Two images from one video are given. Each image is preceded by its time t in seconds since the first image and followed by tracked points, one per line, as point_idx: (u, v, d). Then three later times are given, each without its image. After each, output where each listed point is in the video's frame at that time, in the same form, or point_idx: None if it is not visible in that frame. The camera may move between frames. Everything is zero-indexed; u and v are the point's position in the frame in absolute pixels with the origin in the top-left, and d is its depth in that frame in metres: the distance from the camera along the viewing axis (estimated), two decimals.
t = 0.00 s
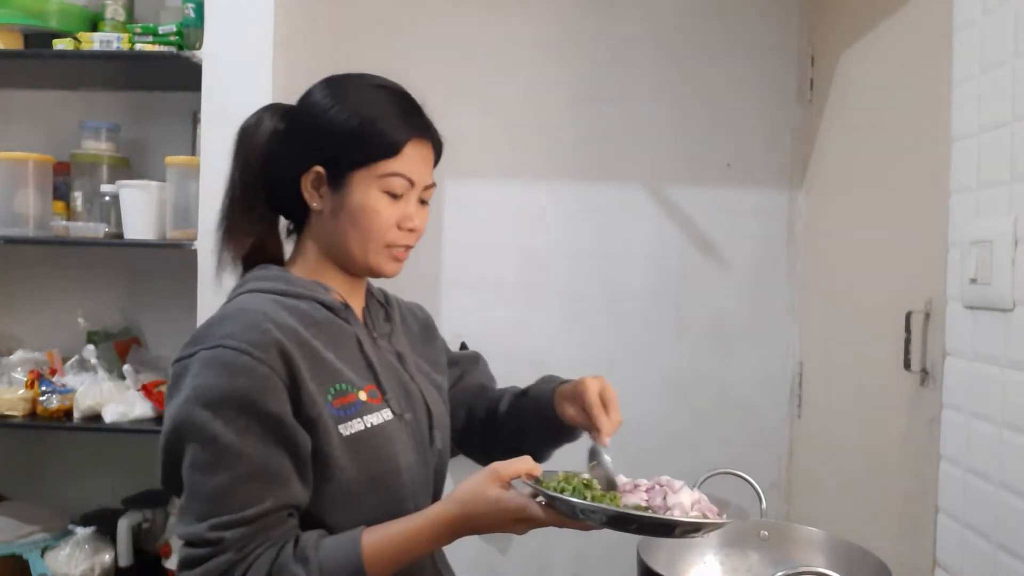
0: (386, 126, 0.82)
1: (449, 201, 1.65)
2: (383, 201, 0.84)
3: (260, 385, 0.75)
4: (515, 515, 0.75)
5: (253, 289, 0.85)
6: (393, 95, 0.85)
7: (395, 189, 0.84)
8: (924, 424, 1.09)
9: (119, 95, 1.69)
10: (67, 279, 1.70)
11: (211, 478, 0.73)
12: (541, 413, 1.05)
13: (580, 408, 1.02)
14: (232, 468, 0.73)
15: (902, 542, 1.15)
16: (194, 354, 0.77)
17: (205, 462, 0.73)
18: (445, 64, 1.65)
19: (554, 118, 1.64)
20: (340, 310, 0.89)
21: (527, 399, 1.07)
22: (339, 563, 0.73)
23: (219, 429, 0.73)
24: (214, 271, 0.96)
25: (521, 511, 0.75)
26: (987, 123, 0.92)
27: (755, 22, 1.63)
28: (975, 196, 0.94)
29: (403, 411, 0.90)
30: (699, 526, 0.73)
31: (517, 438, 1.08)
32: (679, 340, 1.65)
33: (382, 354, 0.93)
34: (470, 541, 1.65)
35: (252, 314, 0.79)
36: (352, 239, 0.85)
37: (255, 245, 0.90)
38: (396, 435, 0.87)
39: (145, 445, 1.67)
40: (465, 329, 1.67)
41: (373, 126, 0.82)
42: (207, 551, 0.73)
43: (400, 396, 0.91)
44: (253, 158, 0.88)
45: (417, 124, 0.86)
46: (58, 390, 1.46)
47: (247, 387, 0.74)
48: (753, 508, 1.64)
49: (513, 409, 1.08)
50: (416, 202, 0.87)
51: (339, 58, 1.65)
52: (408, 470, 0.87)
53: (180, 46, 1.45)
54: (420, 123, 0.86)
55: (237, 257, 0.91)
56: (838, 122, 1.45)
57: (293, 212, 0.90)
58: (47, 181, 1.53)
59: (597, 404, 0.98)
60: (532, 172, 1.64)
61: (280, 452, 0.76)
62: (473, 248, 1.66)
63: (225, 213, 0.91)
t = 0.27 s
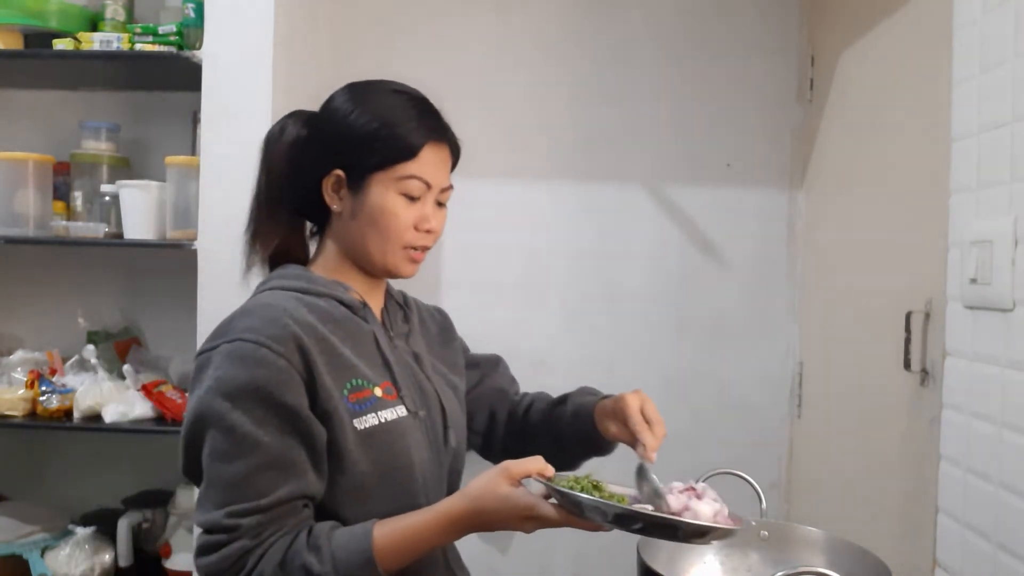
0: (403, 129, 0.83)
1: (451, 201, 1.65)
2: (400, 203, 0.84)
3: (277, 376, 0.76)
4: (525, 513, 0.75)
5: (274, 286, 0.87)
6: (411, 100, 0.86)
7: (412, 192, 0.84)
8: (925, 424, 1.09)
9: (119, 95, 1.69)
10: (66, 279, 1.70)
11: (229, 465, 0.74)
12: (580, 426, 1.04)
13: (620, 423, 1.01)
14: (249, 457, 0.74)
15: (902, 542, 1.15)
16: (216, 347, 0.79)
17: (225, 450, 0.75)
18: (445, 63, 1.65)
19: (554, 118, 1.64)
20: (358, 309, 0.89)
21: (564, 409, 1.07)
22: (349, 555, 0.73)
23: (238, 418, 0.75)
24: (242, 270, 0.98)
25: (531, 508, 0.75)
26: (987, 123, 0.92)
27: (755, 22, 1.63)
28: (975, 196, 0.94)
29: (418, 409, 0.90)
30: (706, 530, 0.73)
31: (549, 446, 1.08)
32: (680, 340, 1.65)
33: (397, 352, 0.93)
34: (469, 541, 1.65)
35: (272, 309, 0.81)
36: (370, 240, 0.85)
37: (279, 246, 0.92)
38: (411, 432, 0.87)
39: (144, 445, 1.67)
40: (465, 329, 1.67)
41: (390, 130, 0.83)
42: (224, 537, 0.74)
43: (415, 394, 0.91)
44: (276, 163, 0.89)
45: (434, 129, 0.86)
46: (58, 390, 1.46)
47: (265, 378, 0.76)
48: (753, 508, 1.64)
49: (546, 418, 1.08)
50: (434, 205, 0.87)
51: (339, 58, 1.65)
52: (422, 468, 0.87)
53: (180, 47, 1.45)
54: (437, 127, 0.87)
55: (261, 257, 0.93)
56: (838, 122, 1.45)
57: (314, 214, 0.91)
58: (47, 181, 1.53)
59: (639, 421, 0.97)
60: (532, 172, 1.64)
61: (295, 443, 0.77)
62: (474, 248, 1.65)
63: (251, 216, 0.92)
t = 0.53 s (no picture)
0: (409, 130, 0.83)
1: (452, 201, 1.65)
2: (407, 204, 0.84)
3: (288, 372, 0.76)
4: (530, 513, 0.74)
5: (284, 284, 0.87)
6: (418, 101, 0.86)
7: (419, 193, 0.84)
8: (925, 424, 1.09)
9: (119, 95, 1.69)
10: (67, 279, 1.70)
11: (238, 461, 0.74)
12: (597, 432, 1.04)
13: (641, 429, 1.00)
14: (259, 453, 0.74)
15: (902, 542, 1.15)
16: (226, 344, 0.79)
17: (235, 446, 0.75)
18: (445, 63, 1.65)
19: (554, 118, 1.64)
20: (367, 308, 0.90)
21: (581, 415, 1.07)
22: (357, 551, 0.74)
23: (248, 414, 0.75)
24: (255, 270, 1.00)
25: (536, 509, 0.74)
26: (987, 123, 0.92)
27: (755, 22, 1.63)
28: (975, 196, 0.94)
29: (426, 409, 0.90)
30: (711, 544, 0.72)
31: (563, 451, 1.09)
32: (680, 340, 1.65)
33: (405, 352, 0.93)
34: (469, 541, 1.65)
35: (282, 306, 0.81)
36: (377, 241, 0.85)
37: (290, 245, 0.93)
38: (418, 431, 0.87)
39: (144, 445, 1.67)
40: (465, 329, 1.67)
41: (397, 132, 0.83)
42: (232, 532, 0.74)
43: (423, 393, 0.92)
44: (286, 164, 0.90)
45: (441, 130, 0.86)
46: (58, 390, 1.46)
47: (275, 374, 0.76)
48: (753, 508, 1.64)
49: (560, 420, 1.09)
50: (440, 205, 0.87)
51: (339, 58, 1.65)
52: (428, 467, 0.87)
53: (180, 46, 1.45)
54: (444, 128, 0.87)
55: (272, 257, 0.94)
56: (838, 122, 1.45)
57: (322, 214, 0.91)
58: (48, 181, 1.53)
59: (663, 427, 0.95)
60: (532, 172, 1.64)
61: (303, 440, 0.77)
62: (474, 248, 1.66)
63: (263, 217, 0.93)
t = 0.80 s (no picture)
0: (403, 129, 0.83)
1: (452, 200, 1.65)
2: (400, 203, 0.84)
3: (284, 370, 0.76)
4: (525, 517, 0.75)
5: (283, 282, 0.87)
6: (413, 100, 0.85)
7: (412, 192, 0.84)
8: (925, 423, 1.09)
9: (119, 95, 1.69)
10: (67, 279, 1.70)
11: (233, 457, 0.74)
12: (604, 428, 1.04)
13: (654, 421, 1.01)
14: (254, 449, 0.74)
15: (902, 543, 1.15)
16: (224, 341, 0.79)
17: (229, 442, 0.75)
18: (445, 63, 1.65)
19: (554, 118, 1.64)
20: (366, 305, 0.90)
21: (586, 412, 1.08)
22: (349, 549, 0.73)
23: (244, 411, 0.75)
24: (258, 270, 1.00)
25: (532, 513, 0.75)
26: (987, 123, 0.92)
27: (755, 22, 1.63)
28: (975, 196, 0.94)
29: (426, 406, 0.91)
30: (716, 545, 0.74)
31: (567, 450, 1.09)
32: (680, 340, 1.65)
33: (405, 349, 0.93)
34: (469, 541, 1.65)
35: (280, 304, 0.81)
36: (370, 239, 0.85)
37: (290, 245, 0.93)
38: (418, 427, 0.87)
39: (144, 445, 1.67)
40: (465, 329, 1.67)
41: (391, 130, 0.82)
42: (224, 529, 0.74)
43: (423, 391, 0.92)
44: (288, 164, 0.91)
45: (436, 129, 0.86)
46: (58, 390, 1.46)
47: (271, 372, 0.76)
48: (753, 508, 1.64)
49: (564, 419, 1.09)
50: (435, 204, 0.86)
51: (339, 58, 1.65)
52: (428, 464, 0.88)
53: (180, 46, 1.45)
54: (439, 127, 0.86)
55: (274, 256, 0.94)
56: (838, 122, 1.45)
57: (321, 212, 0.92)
58: (48, 181, 1.53)
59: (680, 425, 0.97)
60: (532, 172, 1.64)
61: (300, 437, 0.77)
62: (474, 247, 1.65)
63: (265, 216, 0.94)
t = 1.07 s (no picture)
0: (382, 127, 0.82)
1: (451, 201, 1.65)
2: (378, 201, 0.83)
3: (270, 371, 0.76)
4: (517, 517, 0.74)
5: (272, 284, 0.87)
6: (397, 98, 0.85)
7: (390, 190, 0.83)
8: (925, 424, 1.09)
9: (119, 95, 1.69)
10: (67, 279, 1.70)
11: (220, 459, 0.74)
12: (598, 428, 1.04)
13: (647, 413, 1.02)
14: (241, 451, 0.74)
15: (902, 543, 1.15)
16: (211, 342, 0.80)
17: (216, 444, 0.75)
18: (445, 63, 1.65)
19: (554, 118, 1.64)
20: (354, 305, 0.90)
21: (577, 412, 1.08)
22: (338, 549, 0.73)
23: (229, 412, 0.75)
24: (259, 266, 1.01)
25: (524, 513, 0.74)
26: (987, 123, 0.92)
27: (755, 22, 1.63)
28: (975, 196, 0.94)
29: (416, 406, 0.91)
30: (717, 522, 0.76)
31: (558, 451, 1.08)
32: (680, 340, 1.65)
33: (395, 349, 0.93)
34: (470, 541, 1.65)
35: (266, 305, 0.82)
36: (350, 238, 0.85)
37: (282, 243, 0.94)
38: (408, 428, 0.87)
39: (145, 445, 1.67)
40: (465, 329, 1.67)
41: (370, 128, 0.82)
42: (213, 531, 0.74)
43: (414, 391, 0.92)
44: (280, 163, 0.92)
45: (418, 127, 0.85)
46: (58, 390, 1.46)
47: (257, 373, 0.76)
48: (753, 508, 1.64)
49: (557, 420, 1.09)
50: (415, 204, 0.85)
51: (339, 58, 1.65)
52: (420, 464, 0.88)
53: (180, 46, 1.45)
54: (422, 125, 0.85)
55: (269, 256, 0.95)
56: (838, 122, 1.45)
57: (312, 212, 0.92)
58: (48, 181, 1.53)
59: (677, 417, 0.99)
60: (532, 172, 1.64)
61: (287, 438, 0.77)
62: (473, 247, 1.66)
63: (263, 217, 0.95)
